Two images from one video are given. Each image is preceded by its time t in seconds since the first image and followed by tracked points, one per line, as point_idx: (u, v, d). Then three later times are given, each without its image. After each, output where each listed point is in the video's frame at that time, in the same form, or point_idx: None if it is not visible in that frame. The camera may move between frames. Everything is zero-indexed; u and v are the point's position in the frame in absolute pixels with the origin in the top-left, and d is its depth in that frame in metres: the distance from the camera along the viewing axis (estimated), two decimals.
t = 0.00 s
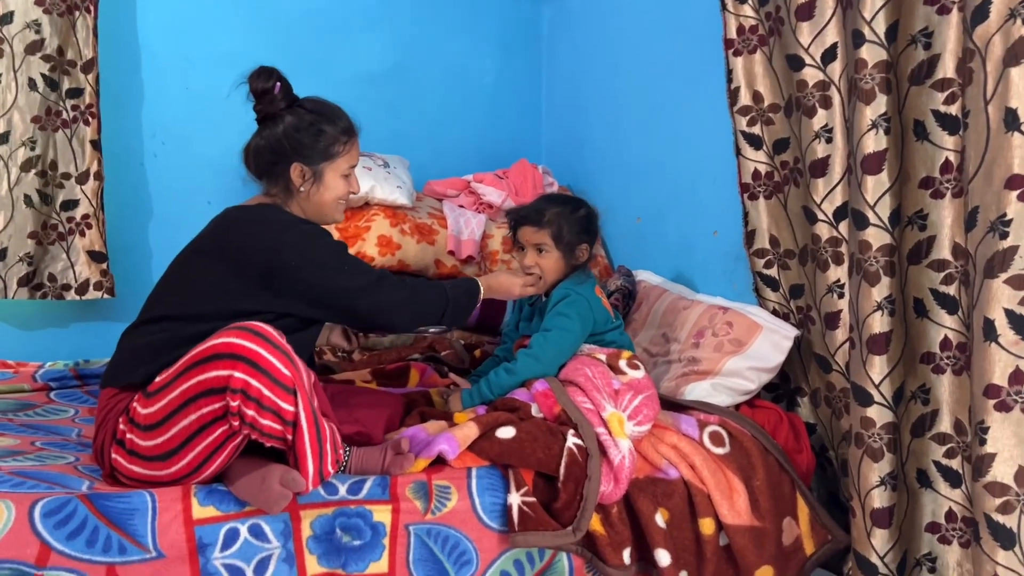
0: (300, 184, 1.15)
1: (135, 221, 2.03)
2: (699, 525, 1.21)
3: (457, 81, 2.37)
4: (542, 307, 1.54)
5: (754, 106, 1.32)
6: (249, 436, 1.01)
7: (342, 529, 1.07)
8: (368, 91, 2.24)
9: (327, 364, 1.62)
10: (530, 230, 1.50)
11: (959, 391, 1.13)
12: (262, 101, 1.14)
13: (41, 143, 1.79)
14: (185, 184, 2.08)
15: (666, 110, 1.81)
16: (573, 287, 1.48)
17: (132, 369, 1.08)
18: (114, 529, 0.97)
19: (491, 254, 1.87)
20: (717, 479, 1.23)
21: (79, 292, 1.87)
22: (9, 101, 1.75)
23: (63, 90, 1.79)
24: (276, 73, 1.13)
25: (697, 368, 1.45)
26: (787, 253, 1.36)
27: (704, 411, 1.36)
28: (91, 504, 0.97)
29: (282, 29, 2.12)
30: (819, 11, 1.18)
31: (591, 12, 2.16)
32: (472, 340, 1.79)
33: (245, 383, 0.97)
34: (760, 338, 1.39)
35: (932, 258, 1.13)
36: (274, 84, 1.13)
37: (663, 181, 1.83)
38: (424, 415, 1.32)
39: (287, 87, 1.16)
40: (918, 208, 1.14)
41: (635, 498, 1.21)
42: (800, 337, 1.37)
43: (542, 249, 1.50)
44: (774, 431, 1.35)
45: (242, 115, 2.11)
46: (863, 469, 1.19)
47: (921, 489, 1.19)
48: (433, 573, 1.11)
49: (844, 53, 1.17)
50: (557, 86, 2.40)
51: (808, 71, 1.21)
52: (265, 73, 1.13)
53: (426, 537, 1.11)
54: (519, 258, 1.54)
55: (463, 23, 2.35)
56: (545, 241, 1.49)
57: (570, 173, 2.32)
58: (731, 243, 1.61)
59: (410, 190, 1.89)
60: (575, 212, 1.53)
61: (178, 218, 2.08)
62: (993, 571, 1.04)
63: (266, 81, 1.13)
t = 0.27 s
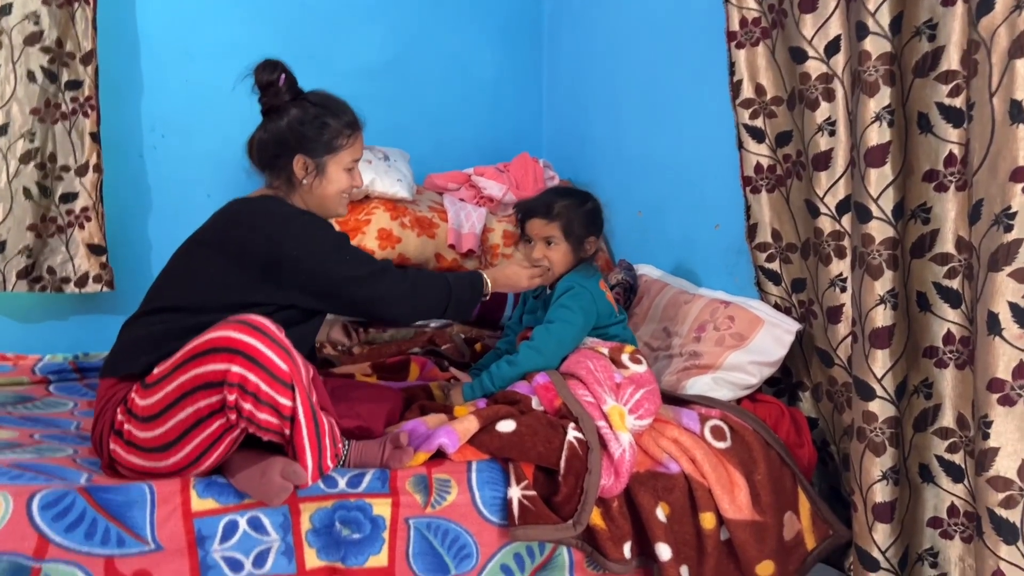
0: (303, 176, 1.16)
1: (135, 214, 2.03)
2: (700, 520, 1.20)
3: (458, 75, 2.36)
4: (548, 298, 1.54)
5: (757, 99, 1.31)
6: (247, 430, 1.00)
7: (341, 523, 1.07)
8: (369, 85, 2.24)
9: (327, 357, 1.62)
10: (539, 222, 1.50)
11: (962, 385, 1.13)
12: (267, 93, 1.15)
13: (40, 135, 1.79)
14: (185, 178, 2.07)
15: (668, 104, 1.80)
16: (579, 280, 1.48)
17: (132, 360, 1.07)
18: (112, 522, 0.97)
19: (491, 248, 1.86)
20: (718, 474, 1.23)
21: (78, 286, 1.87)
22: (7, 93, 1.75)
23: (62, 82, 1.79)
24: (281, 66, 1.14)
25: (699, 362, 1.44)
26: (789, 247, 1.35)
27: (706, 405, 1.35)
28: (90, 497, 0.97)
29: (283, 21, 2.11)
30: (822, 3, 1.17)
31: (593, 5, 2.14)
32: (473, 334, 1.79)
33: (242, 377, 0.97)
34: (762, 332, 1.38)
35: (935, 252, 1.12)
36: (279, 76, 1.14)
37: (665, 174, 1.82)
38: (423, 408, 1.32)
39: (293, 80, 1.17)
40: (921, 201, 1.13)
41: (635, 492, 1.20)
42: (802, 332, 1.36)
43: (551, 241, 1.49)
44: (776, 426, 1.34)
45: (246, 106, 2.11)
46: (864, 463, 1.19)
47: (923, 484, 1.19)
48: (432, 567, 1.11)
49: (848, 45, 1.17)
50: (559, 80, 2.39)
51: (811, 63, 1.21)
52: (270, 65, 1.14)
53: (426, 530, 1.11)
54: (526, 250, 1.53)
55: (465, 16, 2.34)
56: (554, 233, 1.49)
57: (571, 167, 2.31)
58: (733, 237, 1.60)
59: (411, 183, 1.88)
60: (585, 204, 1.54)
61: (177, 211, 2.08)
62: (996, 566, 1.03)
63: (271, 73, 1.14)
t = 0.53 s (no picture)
0: (295, 166, 1.13)
1: (132, 210, 2.02)
2: (701, 516, 1.20)
3: (457, 70, 2.35)
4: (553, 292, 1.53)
5: (758, 92, 1.30)
6: (248, 421, 1.00)
7: (339, 520, 1.06)
8: (368, 80, 2.23)
9: (325, 352, 1.61)
10: (547, 215, 1.50)
11: (965, 380, 1.12)
12: (260, 83, 1.13)
13: (37, 130, 1.78)
14: (183, 174, 2.06)
15: (668, 98, 1.79)
16: (585, 273, 1.47)
17: (127, 354, 1.07)
18: (108, 518, 0.96)
19: (490, 242, 1.86)
20: (719, 470, 1.22)
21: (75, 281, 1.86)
22: (4, 87, 1.74)
23: (59, 77, 1.78)
24: (275, 55, 1.12)
25: (699, 358, 1.44)
26: (790, 241, 1.34)
27: (707, 401, 1.34)
28: (85, 492, 0.96)
29: (282, 16, 2.10)
30: None
31: None
32: (473, 330, 1.78)
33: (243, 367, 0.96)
34: (763, 327, 1.37)
35: (937, 246, 1.11)
36: (272, 66, 1.12)
37: (665, 169, 1.81)
38: (423, 406, 1.31)
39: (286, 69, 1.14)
40: (924, 194, 1.12)
41: (635, 487, 1.19)
42: (803, 327, 1.35)
43: (559, 233, 1.49)
44: (777, 421, 1.33)
45: (239, 95, 2.09)
46: (866, 459, 1.18)
47: (925, 480, 1.18)
48: (431, 564, 1.11)
49: (850, 37, 1.15)
50: (559, 75, 2.38)
51: (813, 56, 1.19)
52: (263, 53, 1.12)
53: (425, 527, 1.10)
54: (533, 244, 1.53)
55: (464, 11, 2.33)
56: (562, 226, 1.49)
57: (571, 162, 2.30)
58: (734, 232, 1.59)
59: (410, 178, 1.87)
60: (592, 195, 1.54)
61: (175, 207, 2.07)
62: (999, 563, 1.02)
63: (264, 62, 1.11)
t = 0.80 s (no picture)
0: (266, 158, 1.12)
1: (130, 212, 2.03)
2: (694, 516, 1.20)
3: (454, 72, 2.36)
4: (554, 295, 1.53)
5: (751, 94, 1.31)
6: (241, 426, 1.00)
7: (333, 520, 1.07)
8: (364, 81, 2.23)
9: (321, 354, 1.62)
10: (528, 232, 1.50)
11: (956, 380, 1.13)
12: (227, 76, 1.11)
13: (34, 132, 1.79)
14: (180, 176, 2.07)
15: (663, 99, 1.80)
16: (585, 275, 1.48)
17: (113, 366, 1.07)
18: (104, 520, 0.97)
19: (487, 243, 1.88)
20: (713, 470, 1.23)
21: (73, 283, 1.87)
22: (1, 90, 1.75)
23: (57, 79, 1.79)
24: (238, 48, 1.11)
25: (693, 358, 1.44)
26: (783, 243, 1.35)
27: (701, 401, 1.35)
28: (81, 494, 0.97)
29: (278, 17, 2.11)
30: None
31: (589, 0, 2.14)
32: (469, 331, 1.79)
33: (234, 371, 0.96)
34: (757, 328, 1.38)
35: (928, 247, 1.12)
36: (237, 59, 1.10)
37: (660, 170, 1.82)
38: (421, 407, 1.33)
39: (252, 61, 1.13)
40: (915, 195, 1.13)
41: (628, 487, 1.20)
42: (797, 328, 1.36)
43: (545, 248, 1.50)
44: (770, 422, 1.34)
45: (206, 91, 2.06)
46: (858, 459, 1.18)
47: (917, 480, 1.19)
48: (425, 565, 1.11)
49: (841, 39, 1.16)
50: (556, 76, 2.39)
51: (805, 58, 1.20)
52: (227, 48, 1.11)
53: (419, 527, 1.11)
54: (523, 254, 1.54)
55: (460, 12, 2.34)
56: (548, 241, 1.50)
57: (567, 163, 2.31)
58: (728, 233, 1.60)
59: (405, 179, 1.87)
60: (571, 201, 1.50)
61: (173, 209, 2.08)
62: (988, 562, 1.03)
63: (228, 56, 1.10)
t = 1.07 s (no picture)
0: (238, 157, 1.13)
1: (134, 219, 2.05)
2: (695, 522, 1.21)
3: (455, 79, 2.37)
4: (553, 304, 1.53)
5: (750, 103, 1.32)
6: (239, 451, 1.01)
7: (337, 527, 1.08)
8: (366, 89, 2.25)
9: (325, 360, 1.63)
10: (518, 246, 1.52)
11: (954, 386, 1.14)
12: (193, 76, 1.12)
13: (40, 141, 1.81)
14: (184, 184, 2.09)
15: (664, 106, 1.81)
16: (594, 285, 1.48)
17: (102, 388, 1.08)
18: (111, 528, 0.98)
19: (489, 250, 1.90)
20: (714, 476, 1.24)
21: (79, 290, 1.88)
22: (8, 100, 1.77)
23: (63, 89, 1.80)
24: (204, 48, 1.11)
25: (694, 364, 1.46)
26: (782, 251, 1.36)
27: (702, 407, 1.36)
28: (88, 502, 0.98)
29: (281, 26, 2.13)
30: (814, 7, 1.18)
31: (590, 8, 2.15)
32: (472, 337, 1.80)
33: (230, 405, 0.96)
34: (757, 334, 1.39)
35: (926, 255, 1.13)
36: (202, 58, 1.11)
37: (661, 177, 1.83)
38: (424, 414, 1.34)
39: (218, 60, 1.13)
40: (913, 203, 1.14)
41: (629, 493, 1.21)
42: (797, 334, 1.37)
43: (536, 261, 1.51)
44: (770, 428, 1.35)
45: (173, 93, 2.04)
46: (858, 466, 1.19)
47: (917, 485, 1.20)
48: (428, 570, 1.12)
49: (840, 49, 1.17)
50: (557, 82, 2.40)
51: (804, 67, 1.21)
52: (192, 48, 1.11)
53: (422, 533, 1.12)
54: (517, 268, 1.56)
55: (461, 20, 2.35)
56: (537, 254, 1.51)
57: (568, 168, 2.32)
58: (729, 239, 1.61)
59: (408, 187, 1.88)
60: (557, 213, 1.51)
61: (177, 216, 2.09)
62: (987, 567, 1.04)
63: (193, 55, 1.11)
